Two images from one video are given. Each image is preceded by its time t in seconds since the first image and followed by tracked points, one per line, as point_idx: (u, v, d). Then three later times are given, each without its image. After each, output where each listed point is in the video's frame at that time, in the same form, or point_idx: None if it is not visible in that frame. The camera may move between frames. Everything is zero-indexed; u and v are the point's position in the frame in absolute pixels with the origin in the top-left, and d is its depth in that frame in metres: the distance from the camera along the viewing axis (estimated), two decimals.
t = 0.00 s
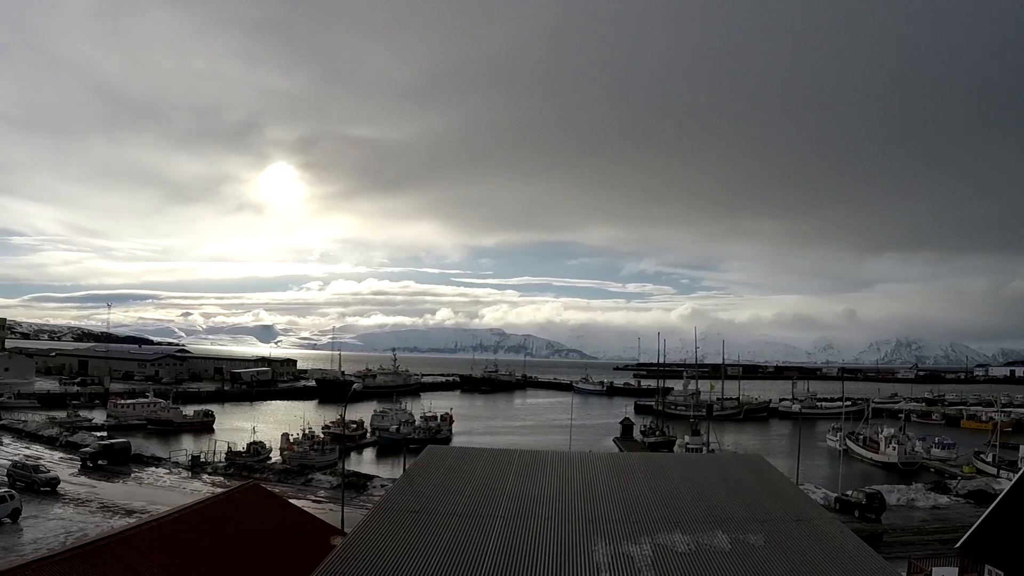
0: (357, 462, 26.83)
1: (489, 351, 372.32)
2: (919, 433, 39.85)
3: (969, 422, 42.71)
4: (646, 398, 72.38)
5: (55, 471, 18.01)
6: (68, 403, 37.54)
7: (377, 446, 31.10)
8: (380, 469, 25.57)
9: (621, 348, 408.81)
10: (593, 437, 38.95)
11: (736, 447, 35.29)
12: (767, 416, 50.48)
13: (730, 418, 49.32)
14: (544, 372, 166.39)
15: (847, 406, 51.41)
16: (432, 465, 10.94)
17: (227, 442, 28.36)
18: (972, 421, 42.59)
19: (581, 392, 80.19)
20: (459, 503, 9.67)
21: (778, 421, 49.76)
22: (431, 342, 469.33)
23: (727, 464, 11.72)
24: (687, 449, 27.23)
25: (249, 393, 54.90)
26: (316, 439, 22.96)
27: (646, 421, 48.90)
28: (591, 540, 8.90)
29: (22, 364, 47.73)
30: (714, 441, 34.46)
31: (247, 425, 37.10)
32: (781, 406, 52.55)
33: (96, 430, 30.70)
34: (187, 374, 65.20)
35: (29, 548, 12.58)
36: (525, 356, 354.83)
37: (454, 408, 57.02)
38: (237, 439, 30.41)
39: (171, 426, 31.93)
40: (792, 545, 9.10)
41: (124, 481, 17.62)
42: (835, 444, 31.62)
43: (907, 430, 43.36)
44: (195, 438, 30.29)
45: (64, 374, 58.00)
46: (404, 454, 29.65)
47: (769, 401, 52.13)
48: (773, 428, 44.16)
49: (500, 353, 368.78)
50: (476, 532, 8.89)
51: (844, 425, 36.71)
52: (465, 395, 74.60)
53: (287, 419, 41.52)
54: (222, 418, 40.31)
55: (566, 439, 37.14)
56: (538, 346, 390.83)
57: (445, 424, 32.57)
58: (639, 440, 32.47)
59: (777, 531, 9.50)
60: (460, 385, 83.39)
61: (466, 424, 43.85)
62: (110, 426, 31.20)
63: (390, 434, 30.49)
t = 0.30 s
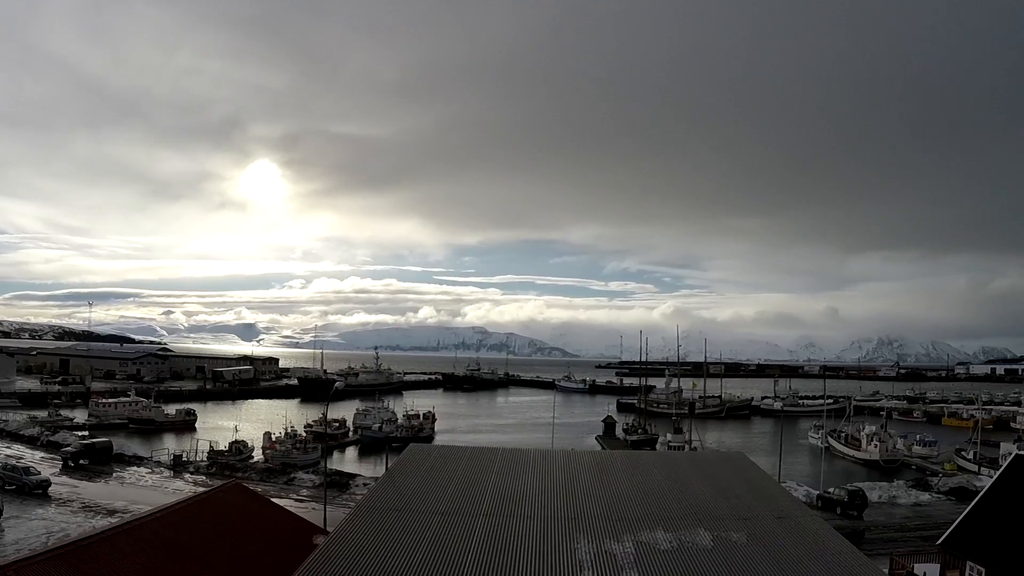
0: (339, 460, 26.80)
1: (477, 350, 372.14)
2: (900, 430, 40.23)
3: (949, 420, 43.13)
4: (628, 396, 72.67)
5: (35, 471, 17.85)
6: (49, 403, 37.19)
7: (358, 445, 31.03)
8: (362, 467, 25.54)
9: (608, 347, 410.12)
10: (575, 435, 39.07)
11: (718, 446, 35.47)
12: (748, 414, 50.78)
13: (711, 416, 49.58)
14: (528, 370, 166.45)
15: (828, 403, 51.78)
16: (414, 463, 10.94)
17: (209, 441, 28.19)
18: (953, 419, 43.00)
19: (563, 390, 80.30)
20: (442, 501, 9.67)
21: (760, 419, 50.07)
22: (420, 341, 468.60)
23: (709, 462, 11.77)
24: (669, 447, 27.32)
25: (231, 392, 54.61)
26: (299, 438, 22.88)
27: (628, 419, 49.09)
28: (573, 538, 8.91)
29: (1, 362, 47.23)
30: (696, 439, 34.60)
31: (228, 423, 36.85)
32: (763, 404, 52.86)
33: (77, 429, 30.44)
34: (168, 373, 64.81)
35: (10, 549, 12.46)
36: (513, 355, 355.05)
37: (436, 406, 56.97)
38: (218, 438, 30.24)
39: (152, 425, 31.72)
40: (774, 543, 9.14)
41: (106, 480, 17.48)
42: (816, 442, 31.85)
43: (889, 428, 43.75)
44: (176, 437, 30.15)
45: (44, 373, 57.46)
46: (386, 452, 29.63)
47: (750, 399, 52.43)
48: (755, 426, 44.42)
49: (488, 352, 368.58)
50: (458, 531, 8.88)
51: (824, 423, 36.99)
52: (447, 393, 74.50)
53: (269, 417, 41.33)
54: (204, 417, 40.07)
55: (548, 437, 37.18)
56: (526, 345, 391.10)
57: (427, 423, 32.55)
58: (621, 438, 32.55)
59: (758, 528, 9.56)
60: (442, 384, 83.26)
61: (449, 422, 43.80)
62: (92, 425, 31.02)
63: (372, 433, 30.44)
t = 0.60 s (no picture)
0: (318, 461, 26.71)
1: (464, 352, 371.79)
2: (879, 434, 40.59)
3: (928, 424, 43.58)
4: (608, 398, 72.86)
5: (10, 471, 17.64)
6: (25, 402, 36.69)
7: (339, 446, 30.94)
8: (341, 468, 25.45)
9: (594, 349, 411.53)
10: (556, 437, 39.14)
11: (698, 449, 35.64)
12: (729, 417, 51.06)
13: (692, 419, 49.87)
14: (510, 373, 166.34)
15: (808, 407, 52.21)
16: (393, 465, 10.92)
17: (189, 441, 27.97)
18: (932, 423, 43.46)
19: (544, 393, 80.39)
20: (421, 503, 9.66)
21: (740, 422, 50.39)
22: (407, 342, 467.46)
23: (688, 465, 11.83)
24: (650, 450, 27.40)
25: (211, 392, 54.18)
26: (278, 439, 22.77)
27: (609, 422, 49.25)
28: (553, 540, 8.94)
29: None
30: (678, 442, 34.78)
31: (208, 424, 36.52)
32: (743, 408, 53.17)
33: (56, 429, 30.09)
34: (148, 372, 64.19)
35: None
36: (499, 357, 355.13)
37: (417, 407, 56.83)
38: (198, 439, 30.01)
39: (132, 425, 31.43)
40: (752, 545, 9.22)
41: (84, 480, 17.32)
42: (795, 446, 32.08)
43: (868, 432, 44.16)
44: (155, 437, 29.96)
45: (20, 372, 56.63)
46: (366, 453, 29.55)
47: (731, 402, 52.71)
48: (735, 429, 44.70)
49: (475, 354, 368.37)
50: (438, 533, 8.88)
51: (803, 427, 37.28)
52: (427, 395, 74.25)
53: (249, 418, 41.05)
54: (183, 417, 39.72)
55: (529, 439, 37.20)
56: (512, 347, 391.15)
57: (408, 424, 32.49)
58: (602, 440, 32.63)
59: (738, 531, 9.62)
60: (422, 386, 82.94)
61: (430, 424, 43.71)
62: (70, 424, 30.69)
63: (353, 434, 30.35)
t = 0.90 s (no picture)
0: (304, 463, 26.62)
1: (453, 354, 371.15)
2: (865, 435, 40.84)
3: (914, 424, 43.89)
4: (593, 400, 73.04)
5: None
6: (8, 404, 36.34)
7: (324, 448, 30.87)
8: (326, 471, 25.40)
9: (583, 350, 412.66)
10: (541, 439, 39.17)
11: (684, 450, 35.75)
12: (714, 418, 51.28)
13: (677, 420, 50.12)
14: (496, 374, 166.34)
15: (793, 409, 52.53)
16: (379, 467, 10.90)
17: (174, 444, 27.82)
18: (917, 423, 43.77)
19: (530, 395, 80.46)
20: (408, 506, 9.65)
21: (725, 423, 50.63)
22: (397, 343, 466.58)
23: (674, 466, 11.87)
24: (635, 451, 27.48)
25: (195, 394, 53.88)
26: (264, 441, 22.69)
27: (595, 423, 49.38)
28: (539, 542, 8.95)
29: None
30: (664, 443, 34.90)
31: (193, 426, 36.30)
32: (729, 409, 53.42)
33: (40, 431, 29.86)
34: (133, 375, 63.71)
35: None
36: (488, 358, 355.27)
37: (402, 409, 56.72)
38: (183, 441, 29.86)
39: (116, 427, 31.22)
40: (737, 546, 9.27)
41: (69, 483, 17.20)
42: (781, 447, 32.25)
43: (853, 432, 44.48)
44: (140, 439, 29.78)
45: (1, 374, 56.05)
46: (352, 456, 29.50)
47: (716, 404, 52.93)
48: (721, 431, 44.91)
49: (463, 356, 367.56)
50: (424, 535, 8.88)
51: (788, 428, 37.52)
52: (412, 397, 74.08)
53: (234, 420, 40.85)
54: (168, 419, 39.47)
55: (514, 441, 37.22)
56: (501, 349, 390.64)
57: (393, 426, 32.44)
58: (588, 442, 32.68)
59: (723, 532, 9.68)
60: (408, 388, 82.72)
61: (415, 426, 43.66)
62: (55, 427, 30.46)
63: (338, 437, 30.27)
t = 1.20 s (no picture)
0: (287, 465, 26.53)
1: (440, 354, 370.86)
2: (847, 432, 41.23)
3: (895, 421, 44.37)
4: (575, 399, 73.27)
5: None
6: None
7: (307, 449, 30.79)
8: (309, 472, 25.34)
9: (570, 350, 413.93)
10: (525, 439, 39.26)
11: (667, 448, 35.94)
12: (697, 416, 51.58)
13: (660, 418, 50.45)
14: (480, 374, 166.38)
15: (776, 407, 52.94)
16: (361, 468, 10.88)
17: (156, 446, 27.64)
18: (899, 420, 44.27)
19: (512, 394, 80.59)
20: (390, 507, 9.65)
21: (707, 421, 50.96)
22: (384, 344, 465.51)
23: (657, 465, 11.93)
24: (618, 450, 27.58)
25: (177, 396, 53.48)
26: (247, 443, 22.61)
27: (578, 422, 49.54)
28: (522, 542, 8.99)
29: None
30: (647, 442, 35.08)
31: (175, 429, 36.01)
32: (711, 407, 53.77)
33: (20, 434, 29.55)
34: (115, 377, 63.11)
35: None
36: (475, 359, 355.64)
37: (384, 410, 56.64)
38: (165, 443, 29.65)
39: (98, 430, 30.97)
40: (719, 543, 9.34)
41: (51, 487, 17.04)
42: (763, 445, 32.52)
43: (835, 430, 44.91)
44: (122, 442, 29.58)
45: None
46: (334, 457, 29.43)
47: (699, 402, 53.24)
48: (702, 428, 45.24)
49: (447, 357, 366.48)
50: (407, 535, 8.90)
51: (770, 425, 37.83)
52: (395, 397, 73.94)
53: (216, 422, 40.56)
54: (149, 422, 39.12)
55: (496, 440, 37.25)
56: (489, 348, 391.12)
57: (376, 427, 32.38)
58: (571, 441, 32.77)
59: (706, 529, 9.76)
60: (390, 388, 82.47)
61: (398, 426, 43.60)
62: (35, 430, 30.15)
63: (321, 438, 30.19)
